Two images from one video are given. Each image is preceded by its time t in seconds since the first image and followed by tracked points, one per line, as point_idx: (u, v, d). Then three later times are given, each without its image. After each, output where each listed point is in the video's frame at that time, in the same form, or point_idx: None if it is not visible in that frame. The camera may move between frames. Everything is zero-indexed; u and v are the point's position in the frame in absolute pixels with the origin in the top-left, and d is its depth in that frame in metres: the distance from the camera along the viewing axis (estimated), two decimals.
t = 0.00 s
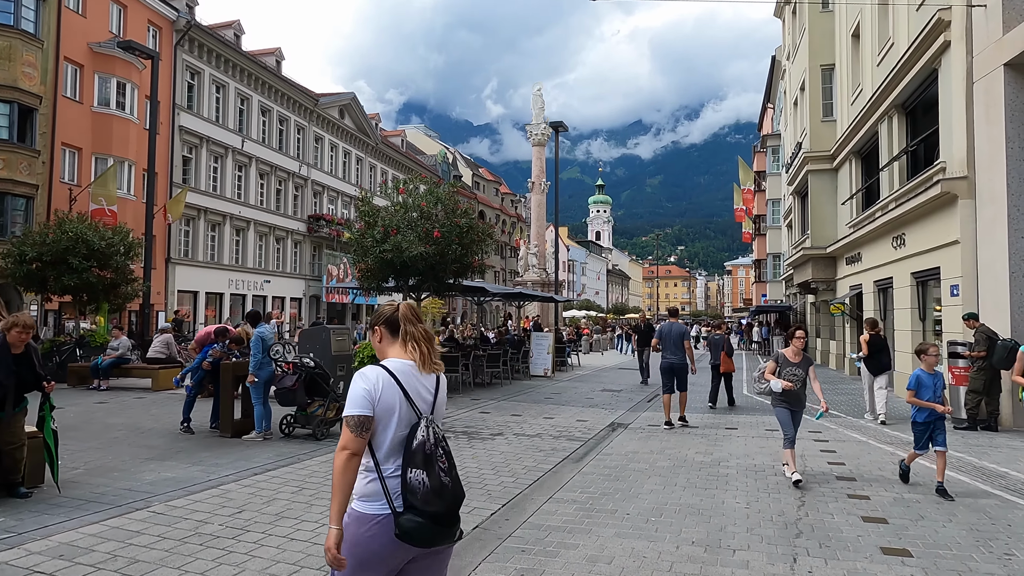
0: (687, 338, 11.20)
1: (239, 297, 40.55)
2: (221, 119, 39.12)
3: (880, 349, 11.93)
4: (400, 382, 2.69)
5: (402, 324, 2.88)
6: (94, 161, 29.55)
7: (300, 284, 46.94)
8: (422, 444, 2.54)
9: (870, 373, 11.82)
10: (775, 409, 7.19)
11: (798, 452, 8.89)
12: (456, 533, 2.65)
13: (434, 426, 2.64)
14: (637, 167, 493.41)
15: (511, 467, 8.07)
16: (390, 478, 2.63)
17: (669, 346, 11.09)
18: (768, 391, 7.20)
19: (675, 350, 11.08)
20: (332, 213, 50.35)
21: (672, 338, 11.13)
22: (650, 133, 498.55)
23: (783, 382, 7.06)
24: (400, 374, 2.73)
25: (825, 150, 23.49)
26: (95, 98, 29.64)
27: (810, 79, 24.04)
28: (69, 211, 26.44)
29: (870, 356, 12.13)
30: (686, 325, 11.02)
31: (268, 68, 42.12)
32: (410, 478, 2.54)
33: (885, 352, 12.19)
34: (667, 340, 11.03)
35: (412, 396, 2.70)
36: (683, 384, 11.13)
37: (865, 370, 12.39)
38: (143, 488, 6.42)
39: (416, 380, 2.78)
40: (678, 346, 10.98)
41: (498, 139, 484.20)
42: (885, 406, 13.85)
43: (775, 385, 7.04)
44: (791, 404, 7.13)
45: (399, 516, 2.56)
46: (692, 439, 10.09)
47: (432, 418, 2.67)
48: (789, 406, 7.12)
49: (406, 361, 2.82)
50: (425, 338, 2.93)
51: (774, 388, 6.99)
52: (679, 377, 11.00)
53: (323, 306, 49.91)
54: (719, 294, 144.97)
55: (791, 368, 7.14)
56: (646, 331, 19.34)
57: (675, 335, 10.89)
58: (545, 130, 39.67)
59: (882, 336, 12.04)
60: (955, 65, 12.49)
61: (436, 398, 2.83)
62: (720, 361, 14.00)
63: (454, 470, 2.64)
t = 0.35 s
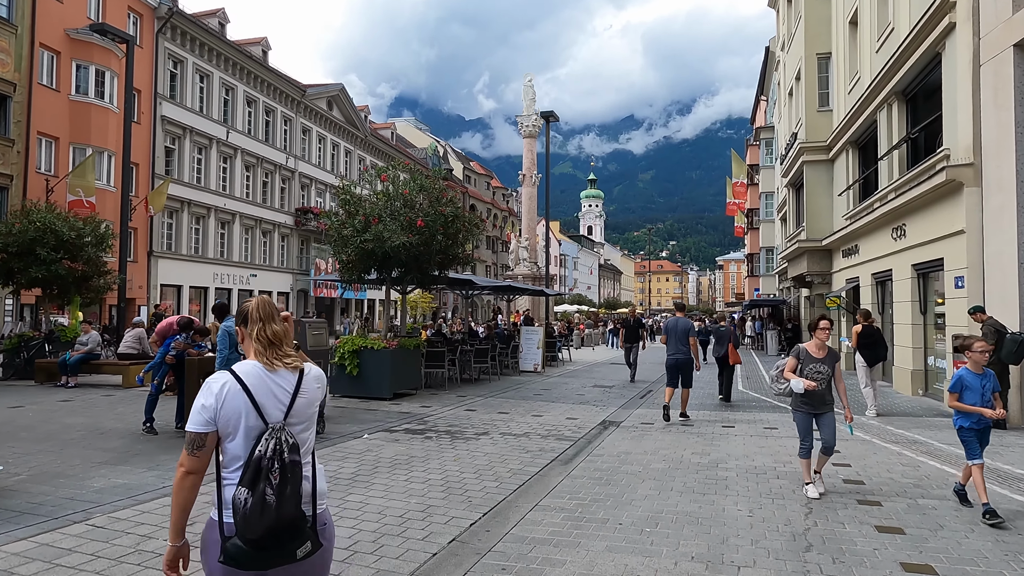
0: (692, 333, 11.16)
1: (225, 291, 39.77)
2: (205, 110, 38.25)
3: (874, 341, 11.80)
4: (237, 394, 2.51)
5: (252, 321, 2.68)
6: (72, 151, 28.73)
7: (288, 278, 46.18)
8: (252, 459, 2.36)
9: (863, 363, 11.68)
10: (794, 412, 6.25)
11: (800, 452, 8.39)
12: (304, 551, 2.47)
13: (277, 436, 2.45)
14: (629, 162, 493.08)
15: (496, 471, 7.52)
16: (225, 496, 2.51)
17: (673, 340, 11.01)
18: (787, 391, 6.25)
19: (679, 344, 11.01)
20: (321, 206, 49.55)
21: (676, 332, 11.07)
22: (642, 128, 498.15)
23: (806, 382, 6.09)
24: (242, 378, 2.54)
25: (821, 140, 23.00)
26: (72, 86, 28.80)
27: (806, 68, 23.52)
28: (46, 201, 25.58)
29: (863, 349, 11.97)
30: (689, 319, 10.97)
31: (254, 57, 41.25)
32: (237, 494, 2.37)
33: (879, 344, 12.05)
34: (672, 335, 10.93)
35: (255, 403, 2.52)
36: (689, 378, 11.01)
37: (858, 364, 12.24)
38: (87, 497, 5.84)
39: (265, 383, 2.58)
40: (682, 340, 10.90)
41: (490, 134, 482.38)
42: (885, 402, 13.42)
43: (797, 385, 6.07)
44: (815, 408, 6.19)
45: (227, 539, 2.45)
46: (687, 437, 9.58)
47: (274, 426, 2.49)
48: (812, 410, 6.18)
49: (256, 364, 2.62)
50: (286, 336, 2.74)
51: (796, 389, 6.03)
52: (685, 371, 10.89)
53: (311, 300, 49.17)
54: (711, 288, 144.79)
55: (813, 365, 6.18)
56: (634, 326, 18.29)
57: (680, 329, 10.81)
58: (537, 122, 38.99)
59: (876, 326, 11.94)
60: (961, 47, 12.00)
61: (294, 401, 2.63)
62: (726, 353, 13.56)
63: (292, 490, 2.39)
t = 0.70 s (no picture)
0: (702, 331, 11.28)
1: (213, 290, 39.05)
2: (193, 105, 37.53)
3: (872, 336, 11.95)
4: (119, 396, 2.55)
5: (141, 319, 2.70)
6: (54, 146, 28.00)
7: (279, 277, 45.49)
8: (131, 461, 2.37)
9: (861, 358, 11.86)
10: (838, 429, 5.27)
11: (811, 458, 7.87)
12: (199, 557, 2.54)
13: (159, 434, 2.46)
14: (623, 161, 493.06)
15: (485, 480, 6.95)
16: (109, 500, 2.54)
17: (683, 338, 11.14)
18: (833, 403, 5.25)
19: (689, 342, 11.13)
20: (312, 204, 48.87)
21: (686, 331, 11.19)
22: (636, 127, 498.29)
23: (856, 392, 5.09)
24: (125, 378, 2.58)
25: (821, 134, 22.52)
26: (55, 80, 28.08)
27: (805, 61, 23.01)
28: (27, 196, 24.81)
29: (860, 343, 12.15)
30: (700, 318, 11.12)
31: (243, 52, 40.55)
32: (122, 498, 2.40)
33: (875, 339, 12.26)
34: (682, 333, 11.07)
35: (138, 404, 2.56)
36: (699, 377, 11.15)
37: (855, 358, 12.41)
38: (29, 514, 5.25)
39: (146, 385, 2.62)
40: (692, 339, 11.05)
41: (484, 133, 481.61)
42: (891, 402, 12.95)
43: (846, 395, 5.08)
44: (863, 425, 5.24)
45: (112, 543, 2.48)
46: (690, 441, 9.06)
47: (157, 425, 2.49)
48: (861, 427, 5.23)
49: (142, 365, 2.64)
50: (174, 335, 2.76)
51: (847, 402, 5.03)
52: (695, 370, 11.00)
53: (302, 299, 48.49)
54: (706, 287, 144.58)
55: (864, 371, 5.17)
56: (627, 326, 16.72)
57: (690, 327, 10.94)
58: (531, 118, 38.42)
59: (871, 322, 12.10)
60: (972, 33, 11.49)
61: (182, 404, 2.68)
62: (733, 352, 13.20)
63: (179, 495, 2.40)
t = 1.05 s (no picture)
0: (708, 332, 11.16)
1: (199, 292, 38.27)
2: (178, 103, 36.74)
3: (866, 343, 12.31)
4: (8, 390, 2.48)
5: (37, 315, 2.63)
6: (32, 143, 27.19)
7: (266, 278, 44.74)
8: (13, 464, 2.32)
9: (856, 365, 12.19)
10: (905, 461, 4.40)
11: (822, 473, 7.34)
12: None
13: (46, 437, 2.44)
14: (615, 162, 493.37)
15: (473, 501, 6.37)
16: None
17: (690, 340, 11.00)
18: (895, 429, 4.40)
19: (695, 344, 11.00)
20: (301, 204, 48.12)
21: (692, 332, 11.04)
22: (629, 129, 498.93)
23: (923, 418, 4.22)
24: (9, 374, 2.50)
25: (819, 132, 22.03)
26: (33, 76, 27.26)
27: (802, 57, 22.54)
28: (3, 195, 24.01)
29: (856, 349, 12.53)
30: (706, 319, 10.97)
31: (230, 49, 39.81)
32: None
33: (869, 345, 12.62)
34: (689, 335, 10.91)
35: (23, 402, 2.49)
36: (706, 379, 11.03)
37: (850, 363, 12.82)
38: None
39: (33, 383, 2.54)
40: (699, 340, 10.92)
41: (477, 134, 481.13)
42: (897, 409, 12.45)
43: (910, 421, 4.22)
44: (939, 456, 4.33)
45: None
46: (691, 453, 8.52)
47: (44, 426, 2.47)
48: (936, 460, 4.32)
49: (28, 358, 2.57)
50: (81, 331, 2.72)
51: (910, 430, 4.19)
52: (703, 371, 10.88)
53: (291, 301, 47.76)
54: (698, 288, 144.58)
55: (932, 393, 4.28)
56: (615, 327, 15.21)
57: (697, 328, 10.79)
58: (523, 117, 37.82)
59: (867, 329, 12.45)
60: (983, 23, 10.99)
61: (73, 402, 2.62)
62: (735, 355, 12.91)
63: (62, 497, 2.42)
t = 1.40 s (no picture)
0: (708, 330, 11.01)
1: (179, 289, 37.39)
2: (157, 96, 35.83)
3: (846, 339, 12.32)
4: None
5: None
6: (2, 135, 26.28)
7: (249, 276, 43.87)
8: None
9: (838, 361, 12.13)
10: (984, 487, 3.52)
11: (826, 478, 6.82)
12: None
13: None
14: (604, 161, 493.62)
15: (447, 511, 5.80)
16: None
17: (691, 338, 10.84)
18: (976, 447, 3.46)
19: (696, 342, 10.82)
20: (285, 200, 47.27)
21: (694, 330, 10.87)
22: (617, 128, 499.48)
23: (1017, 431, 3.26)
24: None
25: (811, 126, 21.61)
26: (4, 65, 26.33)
27: (794, 49, 22.12)
28: None
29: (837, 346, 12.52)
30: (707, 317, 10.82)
31: (212, 41, 38.94)
32: None
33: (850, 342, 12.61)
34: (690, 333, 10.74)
35: None
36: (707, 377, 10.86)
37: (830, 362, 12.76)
38: None
39: None
40: (700, 338, 10.76)
41: (465, 132, 479.86)
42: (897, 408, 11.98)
43: (1000, 435, 3.26)
44: None
45: None
46: (685, 456, 7.98)
47: None
48: None
49: None
50: None
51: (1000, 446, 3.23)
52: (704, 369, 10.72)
53: (274, 299, 46.92)
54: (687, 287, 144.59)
55: None
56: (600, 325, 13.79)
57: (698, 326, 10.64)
58: (511, 112, 37.22)
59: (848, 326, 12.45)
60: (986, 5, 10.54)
61: None
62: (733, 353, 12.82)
63: None
